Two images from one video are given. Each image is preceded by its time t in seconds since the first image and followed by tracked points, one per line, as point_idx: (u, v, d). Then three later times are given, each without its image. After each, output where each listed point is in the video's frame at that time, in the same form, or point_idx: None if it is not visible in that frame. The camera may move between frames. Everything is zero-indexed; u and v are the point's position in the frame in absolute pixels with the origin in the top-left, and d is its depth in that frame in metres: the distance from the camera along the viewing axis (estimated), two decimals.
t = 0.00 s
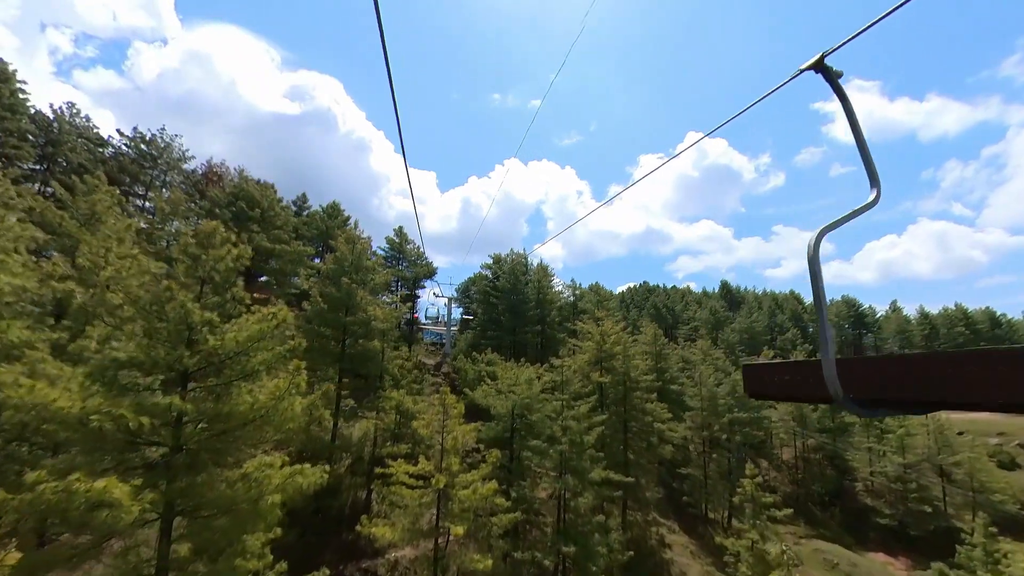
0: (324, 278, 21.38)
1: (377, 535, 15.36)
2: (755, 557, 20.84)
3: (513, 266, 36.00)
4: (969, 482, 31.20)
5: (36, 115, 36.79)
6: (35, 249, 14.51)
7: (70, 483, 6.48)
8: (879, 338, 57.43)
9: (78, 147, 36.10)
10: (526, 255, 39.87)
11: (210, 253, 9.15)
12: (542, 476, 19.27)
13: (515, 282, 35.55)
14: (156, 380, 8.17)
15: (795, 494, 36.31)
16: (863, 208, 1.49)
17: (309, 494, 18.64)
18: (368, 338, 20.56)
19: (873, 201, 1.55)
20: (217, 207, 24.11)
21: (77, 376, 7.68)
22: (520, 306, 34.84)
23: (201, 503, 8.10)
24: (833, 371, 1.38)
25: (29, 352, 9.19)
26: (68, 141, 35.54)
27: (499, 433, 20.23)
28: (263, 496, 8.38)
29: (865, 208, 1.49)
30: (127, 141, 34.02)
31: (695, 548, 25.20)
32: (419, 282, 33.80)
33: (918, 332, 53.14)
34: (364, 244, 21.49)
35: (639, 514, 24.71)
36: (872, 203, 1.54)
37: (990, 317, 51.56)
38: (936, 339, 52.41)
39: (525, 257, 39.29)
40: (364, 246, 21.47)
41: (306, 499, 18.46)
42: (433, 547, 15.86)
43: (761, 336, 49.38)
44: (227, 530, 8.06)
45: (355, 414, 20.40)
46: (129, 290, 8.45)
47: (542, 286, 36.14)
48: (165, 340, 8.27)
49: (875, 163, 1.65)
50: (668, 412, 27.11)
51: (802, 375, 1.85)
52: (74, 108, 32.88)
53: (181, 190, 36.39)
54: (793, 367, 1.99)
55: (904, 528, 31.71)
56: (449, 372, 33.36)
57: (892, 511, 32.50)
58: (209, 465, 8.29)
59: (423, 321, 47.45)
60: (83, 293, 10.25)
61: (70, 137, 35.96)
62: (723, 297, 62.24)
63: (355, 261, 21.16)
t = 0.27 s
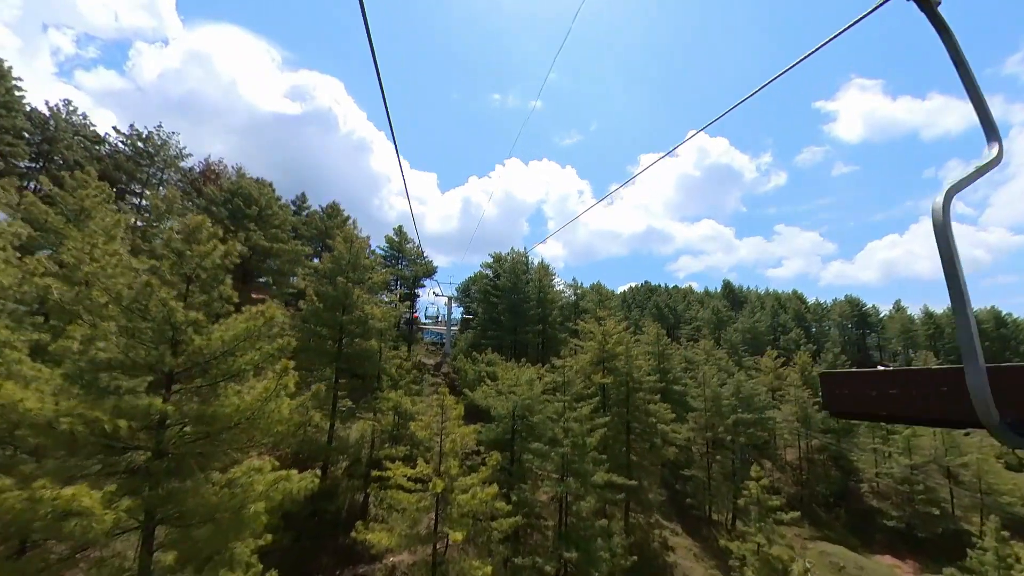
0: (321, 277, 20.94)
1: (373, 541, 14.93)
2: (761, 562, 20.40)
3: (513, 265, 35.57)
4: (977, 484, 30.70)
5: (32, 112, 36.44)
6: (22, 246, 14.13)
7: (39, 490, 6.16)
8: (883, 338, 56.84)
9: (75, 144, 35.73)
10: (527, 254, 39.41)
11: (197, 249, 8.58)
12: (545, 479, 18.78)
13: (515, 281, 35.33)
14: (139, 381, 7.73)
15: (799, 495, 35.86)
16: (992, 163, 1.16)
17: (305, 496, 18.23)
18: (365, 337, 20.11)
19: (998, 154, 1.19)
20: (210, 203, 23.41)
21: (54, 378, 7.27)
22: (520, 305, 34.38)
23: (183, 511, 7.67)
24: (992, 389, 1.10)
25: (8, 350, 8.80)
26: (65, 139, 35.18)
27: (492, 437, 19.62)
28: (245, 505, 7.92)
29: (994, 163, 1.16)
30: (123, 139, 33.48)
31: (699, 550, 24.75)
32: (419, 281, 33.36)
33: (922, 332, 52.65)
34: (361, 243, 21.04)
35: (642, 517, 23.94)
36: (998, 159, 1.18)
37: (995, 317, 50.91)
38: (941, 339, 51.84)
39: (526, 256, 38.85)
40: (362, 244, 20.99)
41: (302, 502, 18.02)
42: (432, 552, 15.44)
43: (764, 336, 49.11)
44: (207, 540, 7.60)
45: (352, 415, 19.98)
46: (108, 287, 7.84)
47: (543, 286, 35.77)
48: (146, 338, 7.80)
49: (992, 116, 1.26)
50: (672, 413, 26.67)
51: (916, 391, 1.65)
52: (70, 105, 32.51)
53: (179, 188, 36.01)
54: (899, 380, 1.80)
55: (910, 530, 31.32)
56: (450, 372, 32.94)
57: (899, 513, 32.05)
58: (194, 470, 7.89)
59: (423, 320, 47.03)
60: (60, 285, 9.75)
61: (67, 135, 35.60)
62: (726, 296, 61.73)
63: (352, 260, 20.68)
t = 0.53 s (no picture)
0: (317, 275, 20.52)
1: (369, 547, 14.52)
2: (767, 566, 20.00)
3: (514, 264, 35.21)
4: (983, 485, 30.25)
5: (29, 110, 36.09)
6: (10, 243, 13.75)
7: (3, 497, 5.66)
8: (886, 338, 56.29)
9: (71, 142, 35.36)
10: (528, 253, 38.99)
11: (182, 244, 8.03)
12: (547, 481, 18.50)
13: (516, 280, 34.81)
14: (121, 384, 7.27)
15: (803, 497, 35.44)
16: None
17: (300, 499, 17.83)
18: (363, 337, 19.72)
19: None
20: (204, 199, 22.73)
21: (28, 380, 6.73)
22: (521, 305, 33.97)
23: (165, 520, 7.26)
24: None
25: None
26: (61, 137, 34.82)
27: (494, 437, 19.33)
28: (229, 512, 7.63)
29: None
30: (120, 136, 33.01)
31: (702, 553, 24.33)
32: (418, 281, 32.94)
33: (926, 332, 52.17)
34: (360, 241, 20.63)
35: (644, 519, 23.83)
36: None
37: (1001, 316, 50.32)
38: (945, 338, 51.29)
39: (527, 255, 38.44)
40: (360, 242, 20.56)
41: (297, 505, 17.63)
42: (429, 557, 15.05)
43: (766, 336, 48.82)
44: (187, 551, 7.23)
45: (350, 416, 19.62)
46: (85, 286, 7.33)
47: (544, 285, 35.39)
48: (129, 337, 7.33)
49: None
50: (675, 414, 26.24)
51: None
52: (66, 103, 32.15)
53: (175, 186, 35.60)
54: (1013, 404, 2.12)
55: (916, 532, 30.94)
56: (449, 372, 32.53)
57: (905, 515, 31.61)
58: (180, 476, 7.48)
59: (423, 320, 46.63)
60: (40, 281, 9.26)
61: (64, 132, 35.25)
62: (728, 296, 61.26)
63: (350, 258, 20.24)
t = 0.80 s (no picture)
0: (315, 274, 20.10)
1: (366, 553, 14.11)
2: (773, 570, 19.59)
3: (515, 263, 34.85)
4: (991, 487, 29.78)
5: (27, 109, 35.82)
6: None
7: None
8: (890, 338, 55.76)
9: (69, 141, 35.05)
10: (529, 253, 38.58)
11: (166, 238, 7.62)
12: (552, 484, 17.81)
13: (517, 279, 34.42)
14: (100, 385, 6.80)
15: (808, 498, 35.02)
16: None
17: (297, 502, 17.45)
18: (361, 337, 19.33)
19: None
20: (200, 197, 22.26)
21: None
22: (522, 304, 33.56)
23: (145, 531, 6.86)
24: None
25: None
26: (58, 136, 34.51)
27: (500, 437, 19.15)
28: (211, 521, 7.19)
29: None
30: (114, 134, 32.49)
31: (706, 556, 23.91)
32: (419, 281, 32.54)
33: (930, 332, 51.74)
34: (358, 240, 20.25)
35: (648, 522, 23.44)
36: None
37: (1006, 316, 49.73)
38: (950, 338, 50.74)
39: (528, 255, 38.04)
40: (359, 241, 20.16)
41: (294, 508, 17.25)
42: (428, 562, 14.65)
43: (768, 336, 48.56)
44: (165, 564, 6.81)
45: (348, 418, 19.27)
46: (59, 277, 6.85)
47: (545, 284, 35.01)
48: (107, 337, 6.90)
49: None
50: (679, 415, 25.85)
51: None
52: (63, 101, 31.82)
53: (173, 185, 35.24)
54: None
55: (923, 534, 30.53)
56: (449, 373, 32.14)
57: (911, 517, 31.15)
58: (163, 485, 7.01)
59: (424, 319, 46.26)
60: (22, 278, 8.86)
61: (62, 132, 34.96)
62: (730, 296, 60.84)
63: (348, 257, 19.82)
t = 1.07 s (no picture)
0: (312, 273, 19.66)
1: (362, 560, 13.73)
2: None
3: (516, 263, 34.42)
4: (999, 489, 29.34)
5: (23, 107, 35.45)
6: None
7: None
8: (894, 338, 55.26)
9: (65, 140, 34.66)
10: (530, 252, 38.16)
11: (148, 233, 7.25)
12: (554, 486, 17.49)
13: (518, 279, 34.03)
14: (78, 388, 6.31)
15: (812, 500, 34.62)
16: None
17: (293, 506, 17.01)
18: (359, 338, 18.92)
19: None
20: (196, 194, 21.79)
21: None
22: (524, 304, 33.16)
23: (124, 545, 6.43)
24: None
25: None
26: (55, 134, 34.13)
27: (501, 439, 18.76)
28: (194, 535, 6.76)
29: None
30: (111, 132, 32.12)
31: (711, 560, 23.49)
32: (419, 280, 32.10)
33: (935, 332, 51.23)
34: (357, 238, 19.80)
35: (652, 525, 23.04)
36: None
37: (1012, 316, 49.16)
38: (954, 338, 50.25)
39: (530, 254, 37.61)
40: (357, 239, 19.68)
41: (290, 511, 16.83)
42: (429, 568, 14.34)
43: (771, 336, 48.24)
44: None
45: (346, 419, 18.83)
46: (33, 272, 6.42)
47: (547, 284, 34.58)
48: (83, 338, 6.42)
49: None
50: (683, 417, 25.40)
51: None
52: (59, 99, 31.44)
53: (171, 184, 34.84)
54: None
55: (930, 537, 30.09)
56: (450, 373, 31.73)
57: (918, 520, 30.71)
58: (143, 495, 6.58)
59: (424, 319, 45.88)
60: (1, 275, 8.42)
61: (58, 130, 34.58)
62: (733, 295, 60.39)
63: (346, 255, 19.36)
